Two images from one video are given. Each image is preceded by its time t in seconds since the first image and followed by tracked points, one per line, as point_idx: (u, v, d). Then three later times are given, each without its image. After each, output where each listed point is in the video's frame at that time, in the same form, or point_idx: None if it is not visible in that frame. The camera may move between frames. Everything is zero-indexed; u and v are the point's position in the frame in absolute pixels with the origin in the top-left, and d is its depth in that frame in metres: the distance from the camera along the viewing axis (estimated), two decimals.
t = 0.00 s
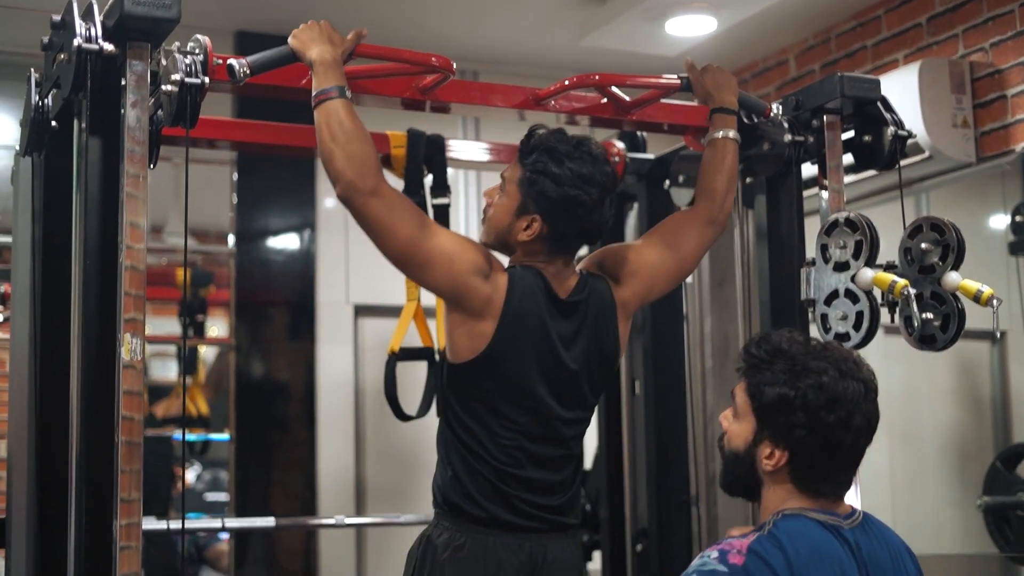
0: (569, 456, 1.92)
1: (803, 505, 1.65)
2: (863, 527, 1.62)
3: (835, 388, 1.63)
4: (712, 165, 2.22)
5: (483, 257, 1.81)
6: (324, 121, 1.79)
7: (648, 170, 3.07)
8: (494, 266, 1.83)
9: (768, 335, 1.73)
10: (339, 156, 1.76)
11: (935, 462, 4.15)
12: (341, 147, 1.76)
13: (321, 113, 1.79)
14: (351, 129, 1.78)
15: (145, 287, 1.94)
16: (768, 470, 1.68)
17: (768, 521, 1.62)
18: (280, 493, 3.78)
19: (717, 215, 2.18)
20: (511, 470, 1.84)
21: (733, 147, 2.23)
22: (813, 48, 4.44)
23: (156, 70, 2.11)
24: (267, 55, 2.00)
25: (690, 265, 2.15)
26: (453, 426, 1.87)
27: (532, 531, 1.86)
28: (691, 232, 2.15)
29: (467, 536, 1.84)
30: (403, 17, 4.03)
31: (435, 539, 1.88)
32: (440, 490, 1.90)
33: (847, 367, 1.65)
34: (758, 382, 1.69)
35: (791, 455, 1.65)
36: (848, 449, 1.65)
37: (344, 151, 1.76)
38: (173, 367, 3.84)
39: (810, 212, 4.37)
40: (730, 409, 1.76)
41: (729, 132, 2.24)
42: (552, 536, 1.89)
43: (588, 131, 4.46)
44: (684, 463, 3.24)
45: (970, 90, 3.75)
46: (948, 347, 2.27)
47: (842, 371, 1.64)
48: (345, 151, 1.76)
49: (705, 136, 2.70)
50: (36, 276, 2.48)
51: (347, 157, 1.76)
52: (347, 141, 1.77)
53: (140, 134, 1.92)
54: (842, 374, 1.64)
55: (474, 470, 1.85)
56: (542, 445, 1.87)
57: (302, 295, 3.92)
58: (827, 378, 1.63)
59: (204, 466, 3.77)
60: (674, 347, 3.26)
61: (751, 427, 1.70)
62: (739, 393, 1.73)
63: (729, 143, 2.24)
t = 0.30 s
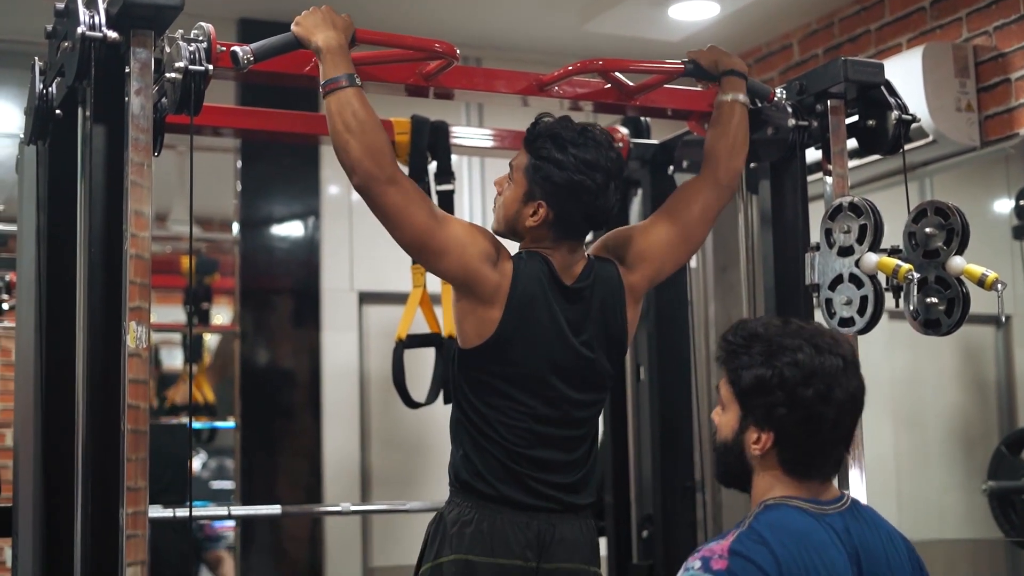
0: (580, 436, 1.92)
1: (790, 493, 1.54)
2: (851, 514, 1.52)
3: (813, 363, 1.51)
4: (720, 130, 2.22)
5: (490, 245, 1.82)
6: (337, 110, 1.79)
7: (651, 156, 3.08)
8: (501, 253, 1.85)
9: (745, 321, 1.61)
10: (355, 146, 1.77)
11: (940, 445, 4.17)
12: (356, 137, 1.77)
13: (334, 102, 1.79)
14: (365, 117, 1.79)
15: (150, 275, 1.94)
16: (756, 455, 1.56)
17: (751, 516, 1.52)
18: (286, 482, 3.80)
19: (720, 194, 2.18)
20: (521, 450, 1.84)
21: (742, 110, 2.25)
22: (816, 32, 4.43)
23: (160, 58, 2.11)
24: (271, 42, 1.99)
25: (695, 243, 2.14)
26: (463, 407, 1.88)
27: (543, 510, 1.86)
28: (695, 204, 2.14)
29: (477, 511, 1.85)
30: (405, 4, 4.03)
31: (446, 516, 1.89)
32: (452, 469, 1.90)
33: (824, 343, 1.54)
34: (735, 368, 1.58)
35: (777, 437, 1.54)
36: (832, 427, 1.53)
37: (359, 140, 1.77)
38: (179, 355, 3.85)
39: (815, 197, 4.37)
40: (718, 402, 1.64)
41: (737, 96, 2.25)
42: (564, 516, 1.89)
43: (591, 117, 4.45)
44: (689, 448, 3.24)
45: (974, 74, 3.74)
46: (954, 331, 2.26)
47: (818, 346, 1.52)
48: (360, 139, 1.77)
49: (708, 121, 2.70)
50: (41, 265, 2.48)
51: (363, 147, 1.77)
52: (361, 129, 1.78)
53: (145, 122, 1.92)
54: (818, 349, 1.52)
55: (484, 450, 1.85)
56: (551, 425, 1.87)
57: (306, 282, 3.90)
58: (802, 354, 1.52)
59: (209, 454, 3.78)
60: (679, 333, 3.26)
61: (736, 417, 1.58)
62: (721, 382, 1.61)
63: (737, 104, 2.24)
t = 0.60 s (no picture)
0: (577, 430, 1.89)
1: (773, 494, 1.49)
2: (839, 509, 1.48)
3: (754, 342, 1.52)
4: (731, 129, 2.20)
5: (490, 234, 1.81)
6: (336, 104, 1.79)
7: (655, 150, 3.06)
8: (501, 241, 1.83)
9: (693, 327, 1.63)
10: (353, 138, 1.76)
11: (946, 437, 4.17)
12: (355, 130, 1.76)
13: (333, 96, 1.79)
14: (364, 111, 1.78)
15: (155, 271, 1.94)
16: (727, 449, 1.55)
17: (738, 519, 1.47)
18: (291, 478, 3.80)
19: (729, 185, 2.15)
20: (512, 442, 1.82)
21: (750, 110, 2.22)
22: (820, 25, 4.41)
23: (164, 54, 2.11)
24: (274, 37, 1.99)
25: (705, 237, 2.13)
26: (459, 393, 1.88)
27: (530, 502, 1.85)
28: (713, 199, 2.12)
29: (462, 498, 1.86)
30: None
31: (438, 501, 1.91)
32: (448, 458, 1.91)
33: (763, 321, 1.54)
34: (690, 371, 1.59)
35: (741, 423, 1.52)
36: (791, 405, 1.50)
37: (360, 135, 1.76)
38: (184, 352, 3.85)
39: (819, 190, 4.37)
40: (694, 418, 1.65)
41: (744, 96, 2.22)
42: (553, 511, 1.87)
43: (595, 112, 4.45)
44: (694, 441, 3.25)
45: (979, 65, 3.73)
46: (959, 323, 2.26)
47: (758, 328, 1.53)
48: (360, 132, 1.76)
49: (712, 114, 2.70)
50: (45, 262, 2.49)
51: (361, 140, 1.76)
52: (361, 124, 1.77)
53: (148, 119, 1.92)
54: (757, 328, 1.53)
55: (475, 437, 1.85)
56: (546, 415, 1.85)
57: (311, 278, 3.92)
58: (743, 336, 1.53)
59: (215, 450, 3.81)
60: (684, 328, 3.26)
61: (704, 422, 1.59)
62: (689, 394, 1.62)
63: (745, 104, 2.22)
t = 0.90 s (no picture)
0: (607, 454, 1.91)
1: (783, 504, 1.52)
2: (848, 518, 1.51)
3: (760, 352, 1.56)
4: (732, 146, 2.23)
5: (510, 257, 1.81)
6: (345, 115, 1.80)
7: (661, 160, 3.08)
8: (523, 269, 1.83)
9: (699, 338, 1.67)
10: (364, 149, 1.78)
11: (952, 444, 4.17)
12: (365, 140, 1.78)
13: (341, 107, 1.80)
14: (374, 120, 1.79)
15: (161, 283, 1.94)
16: (735, 457, 1.59)
17: (749, 529, 1.50)
18: (299, 488, 3.82)
19: (732, 197, 2.18)
20: (550, 470, 1.82)
21: (750, 129, 2.24)
22: (826, 35, 4.42)
23: (170, 66, 2.11)
24: (281, 50, 1.98)
25: (715, 249, 2.15)
26: (487, 429, 1.86)
27: (575, 535, 1.86)
28: (714, 219, 2.15)
29: (508, 543, 1.84)
30: (413, 11, 4.04)
31: (477, 546, 1.88)
32: (480, 498, 1.88)
33: (769, 331, 1.58)
34: (697, 382, 1.63)
35: (750, 433, 1.56)
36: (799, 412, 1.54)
37: (368, 144, 1.77)
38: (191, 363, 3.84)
39: (826, 200, 4.37)
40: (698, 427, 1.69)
41: (745, 115, 2.25)
42: (595, 540, 1.89)
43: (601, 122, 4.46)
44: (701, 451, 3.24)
45: (984, 75, 3.73)
46: (966, 333, 2.25)
47: (763, 337, 1.57)
48: (369, 142, 1.78)
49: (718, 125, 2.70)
50: (52, 273, 2.49)
51: (370, 150, 1.78)
52: (368, 133, 1.78)
53: (155, 131, 1.93)
54: (763, 337, 1.57)
55: (513, 475, 1.83)
56: (579, 440, 1.85)
57: (318, 289, 3.94)
58: (750, 346, 1.57)
59: (222, 462, 3.79)
60: (690, 337, 3.26)
61: (711, 430, 1.62)
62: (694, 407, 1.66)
63: (746, 123, 2.25)
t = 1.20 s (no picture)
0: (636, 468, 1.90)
1: (819, 508, 1.54)
2: (882, 529, 1.52)
3: (804, 356, 1.57)
4: (733, 164, 2.23)
5: (531, 268, 1.82)
6: (362, 130, 1.84)
7: (668, 167, 3.09)
8: (544, 280, 1.83)
9: (738, 342, 1.68)
10: (382, 165, 1.81)
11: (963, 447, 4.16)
12: (383, 156, 1.81)
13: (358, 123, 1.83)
14: (391, 135, 1.83)
15: (170, 291, 1.95)
16: (774, 461, 1.59)
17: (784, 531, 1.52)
18: (305, 498, 3.83)
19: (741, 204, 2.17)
20: (576, 484, 1.81)
21: (757, 143, 2.26)
22: (833, 42, 4.42)
23: (178, 75, 2.12)
24: (289, 58, 2.00)
25: (732, 258, 2.13)
26: (513, 443, 1.87)
27: (602, 551, 1.85)
28: (722, 226, 2.14)
29: (537, 560, 1.84)
30: (421, 19, 4.05)
31: (505, 563, 1.88)
32: (508, 513, 1.89)
33: (813, 338, 1.60)
34: (737, 384, 1.63)
35: (791, 437, 1.56)
36: (841, 414, 1.55)
37: (387, 159, 1.81)
38: (199, 372, 3.86)
39: (833, 207, 4.36)
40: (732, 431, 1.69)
41: (750, 130, 2.26)
42: (624, 556, 1.88)
43: (608, 130, 4.46)
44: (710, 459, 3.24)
45: (991, 82, 3.73)
46: (974, 339, 2.25)
47: (808, 342, 1.59)
48: (386, 158, 1.81)
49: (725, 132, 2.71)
50: (61, 281, 2.50)
51: (388, 165, 1.81)
52: (386, 147, 1.82)
53: (163, 140, 1.93)
54: (807, 343, 1.59)
55: (539, 488, 1.83)
56: (605, 454, 1.84)
57: (326, 298, 3.95)
58: (794, 351, 1.58)
59: (230, 470, 3.82)
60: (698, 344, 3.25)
61: (750, 435, 1.62)
62: (732, 408, 1.67)
63: (752, 138, 2.26)
